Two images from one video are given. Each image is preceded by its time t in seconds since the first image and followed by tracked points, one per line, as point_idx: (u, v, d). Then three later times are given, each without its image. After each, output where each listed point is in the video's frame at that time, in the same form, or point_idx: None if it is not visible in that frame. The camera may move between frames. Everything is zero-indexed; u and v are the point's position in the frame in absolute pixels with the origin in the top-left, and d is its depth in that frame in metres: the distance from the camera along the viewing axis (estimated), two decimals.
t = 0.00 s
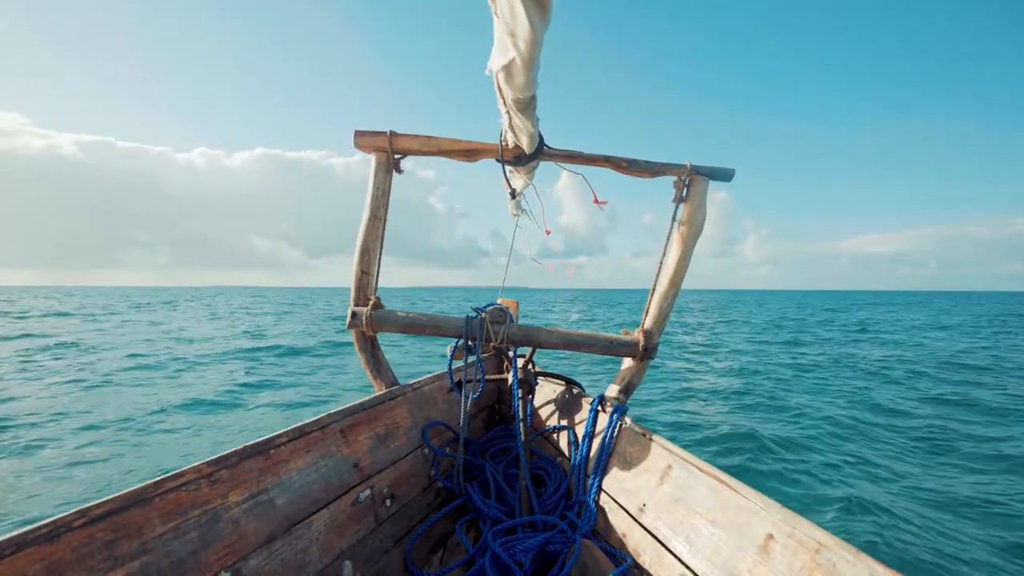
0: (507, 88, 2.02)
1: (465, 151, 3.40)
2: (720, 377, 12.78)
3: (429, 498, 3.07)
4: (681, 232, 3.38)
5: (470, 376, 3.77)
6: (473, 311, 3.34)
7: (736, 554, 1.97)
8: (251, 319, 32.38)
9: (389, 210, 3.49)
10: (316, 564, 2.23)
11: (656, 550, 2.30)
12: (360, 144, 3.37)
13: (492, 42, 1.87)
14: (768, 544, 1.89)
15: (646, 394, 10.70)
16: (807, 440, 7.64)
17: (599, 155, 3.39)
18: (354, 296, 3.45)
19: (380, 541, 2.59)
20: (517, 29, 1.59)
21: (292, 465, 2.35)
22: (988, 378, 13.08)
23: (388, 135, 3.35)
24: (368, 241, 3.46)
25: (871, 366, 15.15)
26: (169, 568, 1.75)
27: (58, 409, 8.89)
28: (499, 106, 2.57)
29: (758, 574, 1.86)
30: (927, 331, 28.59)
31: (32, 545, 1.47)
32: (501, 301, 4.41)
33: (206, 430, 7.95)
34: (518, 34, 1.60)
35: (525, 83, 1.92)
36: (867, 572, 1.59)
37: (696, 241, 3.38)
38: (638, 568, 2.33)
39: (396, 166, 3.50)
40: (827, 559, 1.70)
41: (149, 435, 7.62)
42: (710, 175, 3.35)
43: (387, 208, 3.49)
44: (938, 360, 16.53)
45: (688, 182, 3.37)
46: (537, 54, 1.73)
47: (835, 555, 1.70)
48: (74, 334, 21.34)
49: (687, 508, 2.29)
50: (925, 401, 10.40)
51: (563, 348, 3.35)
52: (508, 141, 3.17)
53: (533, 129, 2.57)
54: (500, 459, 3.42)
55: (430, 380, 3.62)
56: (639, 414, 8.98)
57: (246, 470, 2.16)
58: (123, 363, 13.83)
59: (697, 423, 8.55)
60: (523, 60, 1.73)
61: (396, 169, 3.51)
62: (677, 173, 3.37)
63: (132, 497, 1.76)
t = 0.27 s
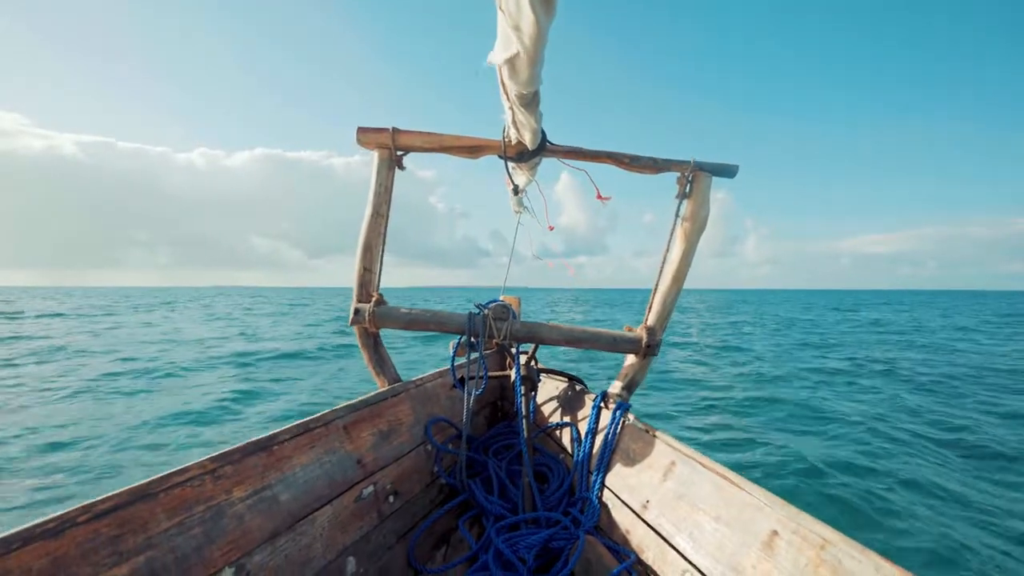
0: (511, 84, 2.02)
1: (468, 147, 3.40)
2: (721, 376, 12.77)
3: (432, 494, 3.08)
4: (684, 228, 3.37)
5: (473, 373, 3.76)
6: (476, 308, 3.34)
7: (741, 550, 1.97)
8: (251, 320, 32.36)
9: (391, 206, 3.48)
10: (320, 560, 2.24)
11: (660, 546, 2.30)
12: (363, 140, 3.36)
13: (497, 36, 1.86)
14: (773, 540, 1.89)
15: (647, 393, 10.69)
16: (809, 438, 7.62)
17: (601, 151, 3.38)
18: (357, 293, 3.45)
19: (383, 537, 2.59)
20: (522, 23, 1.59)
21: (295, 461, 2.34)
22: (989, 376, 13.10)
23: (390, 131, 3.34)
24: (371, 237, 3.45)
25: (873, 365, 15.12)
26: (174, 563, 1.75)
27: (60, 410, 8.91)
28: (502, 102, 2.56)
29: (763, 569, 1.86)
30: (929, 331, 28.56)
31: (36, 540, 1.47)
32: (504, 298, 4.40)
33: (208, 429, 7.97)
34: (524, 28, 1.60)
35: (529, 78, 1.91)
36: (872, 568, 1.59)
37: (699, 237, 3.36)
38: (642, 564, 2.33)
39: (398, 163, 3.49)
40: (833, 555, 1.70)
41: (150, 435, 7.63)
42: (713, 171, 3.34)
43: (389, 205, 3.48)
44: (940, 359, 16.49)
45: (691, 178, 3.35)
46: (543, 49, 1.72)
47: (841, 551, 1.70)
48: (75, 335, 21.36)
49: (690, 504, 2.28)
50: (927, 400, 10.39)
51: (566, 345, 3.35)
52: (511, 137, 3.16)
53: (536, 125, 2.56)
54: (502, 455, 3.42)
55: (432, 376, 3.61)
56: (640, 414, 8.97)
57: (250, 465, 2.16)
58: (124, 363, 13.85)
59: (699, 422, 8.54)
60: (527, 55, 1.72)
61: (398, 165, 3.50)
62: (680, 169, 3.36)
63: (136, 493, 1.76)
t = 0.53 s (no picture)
0: (514, 78, 2.00)
1: (471, 144, 3.39)
2: (724, 376, 12.75)
3: (435, 491, 3.08)
4: (687, 224, 3.36)
5: (476, 370, 3.76)
6: (479, 304, 3.33)
7: (745, 547, 1.96)
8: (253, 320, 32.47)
9: (393, 202, 3.47)
10: (324, 556, 2.24)
11: (664, 543, 2.29)
12: (365, 137, 3.35)
13: (500, 30, 1.84)
14: (777, 537, 1.88)
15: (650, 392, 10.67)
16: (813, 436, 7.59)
17: (605, 147, 3.37)
18: (359, 290, 3.44)
19: (386, 534, 2.59)
20: (526, 16, 1.58)
21: (299, 458, 2.34)
22: (992, 375, 13.07)
23: (393, 128, 3.33)
24: (373, 234, 3.45)
25: (876, 365, 15.05)
26: (178, 559, 1.75)
27: (64, 411, 8.95)
28: (505, 97, 2.54)
29: (767, 566, 1.85)
30: (933, 331, 28.42)
31: (41, 536, 1.47)
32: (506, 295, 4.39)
33: (212, 429, 7.99)
34: (527, 21, 1.59)
35: (533, 73, 1.90)
36: (878, 564, 1.58)
37: (703, 234, 3.35)
38: (646, 561, 2.32)
39: (400, 159, 3.48)
40: (838, 552, 1.69)
41: (154, 435, 7.66)
42: (717, 167, 3.32)
43: (392, 201, 3.47)
44: (945, 359, 16.42)
45: (695, 174, 3.34)
46: (546, 43, 1.70)
47: (846, 548, 1.69)
48: (79, 335, 21.46)
49: (694, 501, 2.28)
50: (931, 399, 10.34)
51: (569, 342, 3.34)
52: (513, 133, 3.15)
53: (539, 120, 2.54)
54: (505, 452, 3.41)
55: (435, 374, 3.61)
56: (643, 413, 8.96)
57: (254, 462, 2.16)
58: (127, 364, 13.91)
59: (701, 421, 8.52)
60: (531, 49, 1.71)
61: (401, 162, 3.49)
62: (684, 166, 3.34)
63: (141, 489, 1.76)
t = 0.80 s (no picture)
0: (518, 79, 1.99)
1: (474, 144, 3.37)
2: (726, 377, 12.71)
3: (438, 492, 3.07)
4: (691, 225, 3.34)
5: (479, 371, 3.75)
6: (482, 305, 3.33)
7: (750, 549, 1.95)
8: (254, 319, 32.51)
9: (396, 202, 3.47)
10: (327, 557, 2.23)
11: (668, 546, 2.28)
12: (368, 137, 3.35)
13: (504, 31, 1.83)
14: (782, 540, 1.87)
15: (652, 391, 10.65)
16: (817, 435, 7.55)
17: (608, 147, 3.35)
18: (363, 290, 3.44)
19: (389, 535, 2.59)
20: (530, 16, 1.56)
21: (302, 459, 2.34)
22: (996, 375, 13.03)
23: (396, 128, 3.32)
24: (376, 234, 3.44)
25: (880, 364, 14.99)
26: (182, 561, 1.75)
27: (68, 410, 8.98)
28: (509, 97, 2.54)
29: (772, 569, 1.83)
30: (937, 330, 28.27)
31: (44, 538, 1.47)
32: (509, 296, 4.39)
33: (215, 429, 8.02)
34: (532, 21, 1.57)
35: (537, 73, 1.88)
36: (885, 568, 1.56)
37: (707, 233, 3.33)
38: (650, 563, 2.31)
39: (403, 160, 3.48)
40: (844, 555, 1.68)
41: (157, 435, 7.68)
42: (721, 166, 3.30)
43: (395, 202, 3.47)
44: (949, 358, 16.33)
45: (699, 174, 3.32)
46: (550, 43, 1.69)
47: (852, 552, 1.67)
48: (82, 335, 21.55)
49: (698, 503, 2.26)
50: (935, 399, 10.29)
51: (572, 343, 3.33)
52: (516, 133, 3.14)
53: (543, 121, 2.53)
54: (509, 453, 3.41)
55: (439, 374, 3.60)
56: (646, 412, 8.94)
57: (257, 463, 2.16)
58: (131, 364, 13.96)
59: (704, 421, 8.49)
60: (536, 51, 1.70)
61: (404, 162, 3.49)
62: (688, 165, 3.32)
63: (144, 491, 1.76)
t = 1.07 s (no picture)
0: (520, 82, 1.99)
1: (476, 146, 3.38)
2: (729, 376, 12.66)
3: (442, 494, 3.08)
4: (694, 227, 3.33)
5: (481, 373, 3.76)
6: (485, 307, 3.33)
7: (753, 552, 1.94)
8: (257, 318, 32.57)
9: (399, 205, 3.48)
10: (330, 560, 2.24)
11: (671, 548, 2.28)
12: (371, 140, 3.36)
13: (505, 35, 1.84)
14: (786, 542, 1.87)
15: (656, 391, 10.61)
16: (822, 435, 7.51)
17: (611, 149, 3.36)
18: (366, 293, 3.45)
19: (393, 537, 2.59)
20: (533, 20, 1.56)
21: (306, 462, 2.35)
22: (1001, 375, 12.96)
23: (399, 131, 3.34)
24: (379, 237, 3.45)
25: (885, 364, 14.90)
26: (187, 564, 1.76)
27: (72, 409, 9.03)
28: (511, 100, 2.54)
29: (776, 572, 1.83)
30: (942, 330, 28.10)
31: (50, 541, 1.49)
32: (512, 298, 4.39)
33: (219, 427, 8.05)
34: (534, 25, 1.57)
35: (538, 76, 1.88)
36: (889, 571, 1.56)
37: (710, 235, 3.32)
38: (653, 566, 2.31)
39: (406, 162, 3.49)
40: (847, 558, 1.67)
41: (161, 433, 7.72)
42: (724, 168, 3.30)
43: (398, 204, 3.48)
44: (954, 358, 16.24)
45: (702, 176, 3.31)
46: (552, 46, 1.69)
47: (856, 555, 1.67)
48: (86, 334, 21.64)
49: (702, 505, 2.26)
50: (941, 399, 10.22)
51: (575, 345, 3.33)
52: (519, 136, 3.14)
53: (545, 123, 2.53)
54: (512, 455, 3.41)
55: (442, 376, 3.61)
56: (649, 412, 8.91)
57: (261, 466, 2.17)
58: (135, 363, 14.03)
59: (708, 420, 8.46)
60: (537, 55, 1.71)
61: (407, 165, 3.50)
62: (690, 167, 3.32)
63: (149, 494, 1.77)
